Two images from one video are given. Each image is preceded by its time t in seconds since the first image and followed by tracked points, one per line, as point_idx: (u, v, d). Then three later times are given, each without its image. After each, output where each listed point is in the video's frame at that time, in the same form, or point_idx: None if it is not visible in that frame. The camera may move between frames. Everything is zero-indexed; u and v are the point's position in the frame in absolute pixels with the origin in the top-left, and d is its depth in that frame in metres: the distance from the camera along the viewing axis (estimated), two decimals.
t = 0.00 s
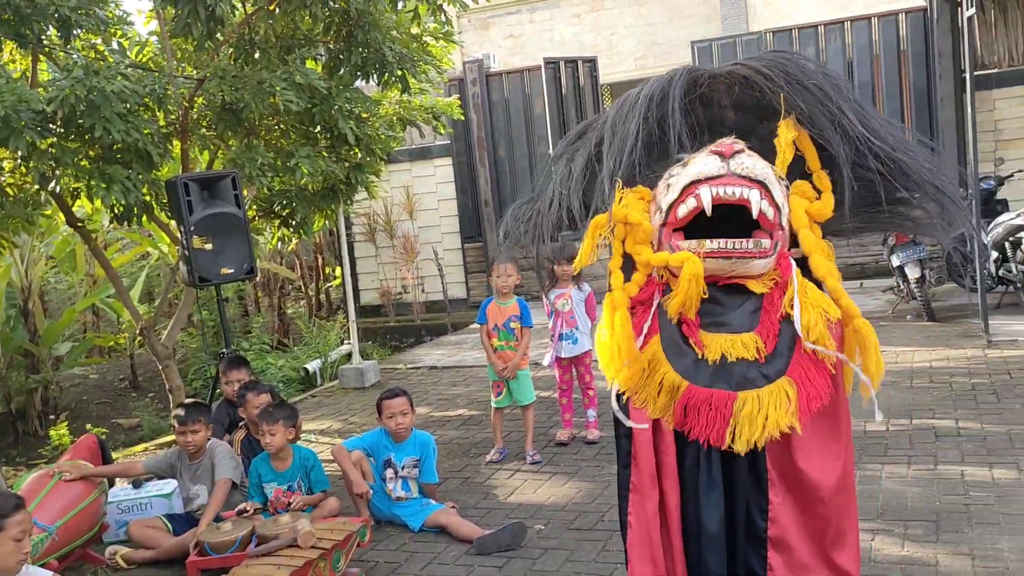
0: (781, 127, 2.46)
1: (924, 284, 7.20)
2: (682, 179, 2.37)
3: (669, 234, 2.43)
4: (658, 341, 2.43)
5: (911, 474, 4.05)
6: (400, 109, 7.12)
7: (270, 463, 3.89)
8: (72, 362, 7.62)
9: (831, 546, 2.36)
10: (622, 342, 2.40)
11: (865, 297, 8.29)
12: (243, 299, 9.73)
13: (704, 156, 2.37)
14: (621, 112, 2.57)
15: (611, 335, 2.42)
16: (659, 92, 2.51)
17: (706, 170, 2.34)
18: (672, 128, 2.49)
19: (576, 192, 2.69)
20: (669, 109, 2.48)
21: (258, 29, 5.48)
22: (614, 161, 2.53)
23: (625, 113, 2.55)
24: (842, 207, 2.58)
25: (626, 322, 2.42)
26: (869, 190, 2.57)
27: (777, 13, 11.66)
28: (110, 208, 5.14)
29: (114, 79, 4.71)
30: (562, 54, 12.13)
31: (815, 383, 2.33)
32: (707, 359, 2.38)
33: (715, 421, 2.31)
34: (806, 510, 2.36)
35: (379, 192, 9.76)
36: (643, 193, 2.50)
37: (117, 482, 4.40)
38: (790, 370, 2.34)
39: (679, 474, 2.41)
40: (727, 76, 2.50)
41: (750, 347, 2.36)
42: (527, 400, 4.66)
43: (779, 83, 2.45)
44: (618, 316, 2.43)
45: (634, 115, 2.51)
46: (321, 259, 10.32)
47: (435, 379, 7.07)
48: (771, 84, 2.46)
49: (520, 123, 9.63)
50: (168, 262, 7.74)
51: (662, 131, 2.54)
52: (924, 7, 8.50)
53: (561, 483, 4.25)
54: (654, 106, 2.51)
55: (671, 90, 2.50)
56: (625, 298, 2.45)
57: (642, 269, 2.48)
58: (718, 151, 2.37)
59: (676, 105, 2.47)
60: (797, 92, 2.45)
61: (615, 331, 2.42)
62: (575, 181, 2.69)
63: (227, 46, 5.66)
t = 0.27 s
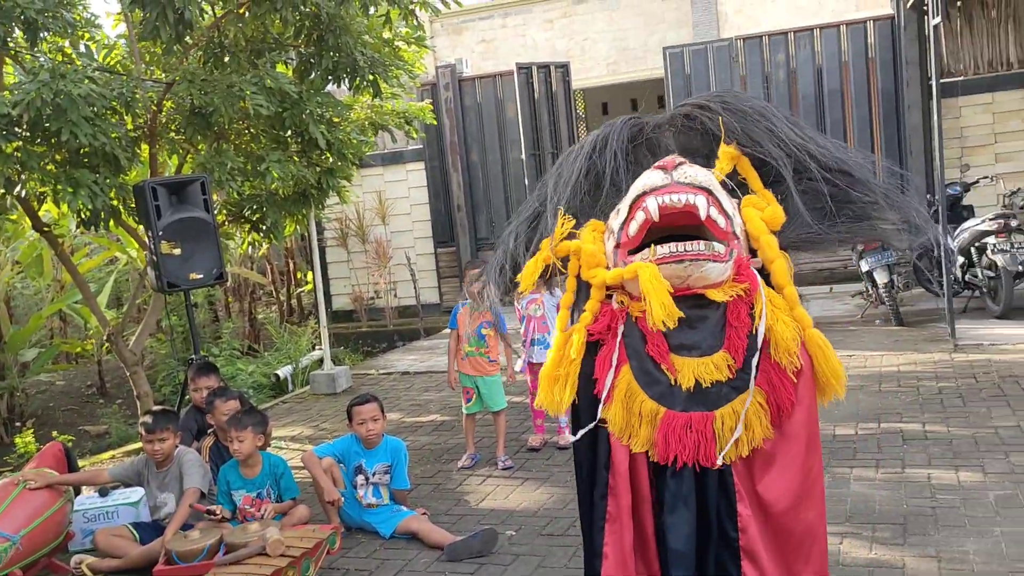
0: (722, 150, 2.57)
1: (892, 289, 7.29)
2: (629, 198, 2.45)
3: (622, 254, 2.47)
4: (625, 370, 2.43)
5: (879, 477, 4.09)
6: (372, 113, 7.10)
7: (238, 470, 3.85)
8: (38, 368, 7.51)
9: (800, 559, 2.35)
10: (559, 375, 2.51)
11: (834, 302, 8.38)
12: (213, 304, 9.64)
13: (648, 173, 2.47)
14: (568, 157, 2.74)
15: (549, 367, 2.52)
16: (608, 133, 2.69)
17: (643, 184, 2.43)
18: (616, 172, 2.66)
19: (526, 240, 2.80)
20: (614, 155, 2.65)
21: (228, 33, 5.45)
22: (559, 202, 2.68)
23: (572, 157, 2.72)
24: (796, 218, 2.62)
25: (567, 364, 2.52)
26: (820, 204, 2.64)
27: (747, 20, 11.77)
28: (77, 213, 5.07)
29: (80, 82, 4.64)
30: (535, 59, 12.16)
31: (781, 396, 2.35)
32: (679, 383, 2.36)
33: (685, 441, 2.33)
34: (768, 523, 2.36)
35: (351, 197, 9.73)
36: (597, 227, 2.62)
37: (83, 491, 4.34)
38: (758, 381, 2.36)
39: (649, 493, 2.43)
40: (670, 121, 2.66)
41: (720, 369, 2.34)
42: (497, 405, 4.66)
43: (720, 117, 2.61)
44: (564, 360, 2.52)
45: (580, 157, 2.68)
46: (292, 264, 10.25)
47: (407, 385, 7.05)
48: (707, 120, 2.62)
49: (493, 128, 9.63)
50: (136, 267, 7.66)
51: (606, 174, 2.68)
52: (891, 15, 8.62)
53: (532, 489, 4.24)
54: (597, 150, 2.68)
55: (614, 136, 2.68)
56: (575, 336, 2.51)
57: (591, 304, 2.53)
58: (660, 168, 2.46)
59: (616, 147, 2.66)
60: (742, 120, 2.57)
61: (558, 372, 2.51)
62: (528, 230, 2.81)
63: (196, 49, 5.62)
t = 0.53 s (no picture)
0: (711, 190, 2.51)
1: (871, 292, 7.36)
2: (631, 247, 2.34)
3: (620, 304, 2.35)
4: (628, 422, 2.30)
5: (857, 479, 4.13)
6: (353, 117, 7.10)
7: (218, 474, 3.85)
8: (14, 373, 7.44)
9: None
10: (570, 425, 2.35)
11: (813, 305, 8.44)
12: (193, 308, 9.59)
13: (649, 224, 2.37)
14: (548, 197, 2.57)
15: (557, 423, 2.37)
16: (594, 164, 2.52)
17: (647, 235, 2.34)
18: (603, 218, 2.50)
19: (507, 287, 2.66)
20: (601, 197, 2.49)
21: (208, 35, 5.44)
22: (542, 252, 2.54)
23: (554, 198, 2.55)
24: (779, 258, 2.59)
25: (577, 416, 2.35)
26: (807, 247, 2.58)
27: (727, 25, 11.85)
28: (54, 216, 5.03)
29: (58, 85, 4.61)
30: (516, 63, 12.18)
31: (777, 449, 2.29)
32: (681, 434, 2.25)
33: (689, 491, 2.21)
34: (761, 574, 2.32)
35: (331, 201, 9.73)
36: (590, 269, 2.44)
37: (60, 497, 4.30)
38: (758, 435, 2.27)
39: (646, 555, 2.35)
40: (657, 153, 2.52)
41: (721, 420, 2.24)
42: (478, 409, 4.68)
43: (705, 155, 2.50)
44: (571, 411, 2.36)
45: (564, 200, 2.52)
46: (272, 268, 10.21)
47: (389, 389, 7.03)
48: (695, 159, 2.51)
49: (474, 132, 9.64)
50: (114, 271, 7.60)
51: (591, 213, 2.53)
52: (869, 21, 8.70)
53: (513, 493, 4.25)
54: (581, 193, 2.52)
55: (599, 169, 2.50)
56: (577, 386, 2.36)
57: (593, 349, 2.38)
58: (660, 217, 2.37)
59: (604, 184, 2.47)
60: (727, 161, 2.49)
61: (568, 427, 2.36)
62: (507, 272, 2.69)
63: (175, 53, 5.61)
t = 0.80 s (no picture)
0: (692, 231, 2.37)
1: (853, 297, 7.42)
2: (649, 295, 2.12)
3: (630, 354, 2.16)
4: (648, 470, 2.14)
5: (839, 483, 4.16)
6: (336, 121, 7.08)
7: (200, 479, 3.81)
8: None
9: None
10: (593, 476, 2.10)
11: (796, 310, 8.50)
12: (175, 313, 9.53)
13: (659, 272, 2.17)
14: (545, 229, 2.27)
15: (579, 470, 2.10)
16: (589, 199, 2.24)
17: (653, 288, 2.12)
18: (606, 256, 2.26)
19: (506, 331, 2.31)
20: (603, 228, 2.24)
21: (192, 39, 5.43)
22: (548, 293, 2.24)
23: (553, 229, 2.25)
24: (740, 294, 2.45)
25: (604, 464, 2.09)
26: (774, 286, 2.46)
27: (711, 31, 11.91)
28: (35, 220, 4.99)
29: (40, 88, 4.58)
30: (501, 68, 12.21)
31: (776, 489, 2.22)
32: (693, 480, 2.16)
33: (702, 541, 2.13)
34: None
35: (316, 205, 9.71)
36: (591, 310, 2.21)
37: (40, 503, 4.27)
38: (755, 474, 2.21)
39: None
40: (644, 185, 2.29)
41: (720, 463, 2.17)
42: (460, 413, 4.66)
43: (696, 198, 2.32)
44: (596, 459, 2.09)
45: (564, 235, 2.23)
46: (256, 272, 10.16)
47: (372, 394, 7.01)
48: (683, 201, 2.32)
49: (459, 136, 9.65)
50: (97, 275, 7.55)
51: (592, 249, 2.29)
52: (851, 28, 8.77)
53: (497, 497, 4.25)
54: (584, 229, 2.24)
55: (593, 207, 2.24)
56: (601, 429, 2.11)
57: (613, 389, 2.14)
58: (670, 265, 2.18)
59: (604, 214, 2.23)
60: (719, 208, 2.35)
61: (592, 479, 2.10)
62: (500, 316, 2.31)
63: (158, 56, 5.59)
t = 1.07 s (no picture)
0: (652, 249, 1.88)
1: (839, 302, 7.46)
2: (679, 306, 1.76)
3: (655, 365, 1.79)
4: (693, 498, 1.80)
5: (825, 488, 4.18)
6: (324, 126, 7.08)
7: (186, 485, 3.80)
8: None
9: None
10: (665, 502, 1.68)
11: (782, 316, 8.54)
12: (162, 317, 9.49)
13: (680, 286, 1.79)
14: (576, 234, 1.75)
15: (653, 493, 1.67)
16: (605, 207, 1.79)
17: (681, 300, 1.77)
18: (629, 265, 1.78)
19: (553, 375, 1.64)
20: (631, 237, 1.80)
21: (179, 43, 5.43)
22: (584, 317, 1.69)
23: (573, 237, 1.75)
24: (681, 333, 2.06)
25: (678, 480, 1.71)
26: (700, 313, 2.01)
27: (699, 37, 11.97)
28: (20, 224, 4.95)
29: (25, 92, 4.57)
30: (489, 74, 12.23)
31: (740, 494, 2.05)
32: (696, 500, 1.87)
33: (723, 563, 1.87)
34: None
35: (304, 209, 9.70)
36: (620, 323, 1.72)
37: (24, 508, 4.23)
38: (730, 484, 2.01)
39: None
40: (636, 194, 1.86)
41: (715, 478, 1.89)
42: (447, 417, 4.66)
43: (674, 222, 1.91)
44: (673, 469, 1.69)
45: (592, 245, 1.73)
46: (243, 276, 10.13)
47: (359, 398, 6.99)
48: (672, 223, 1.90)
49: (447, 141, 9.66)
50: (82, 279, 7.52)
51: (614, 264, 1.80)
52: (837, 35, 8.84)
53: (484, 502, 4.25)
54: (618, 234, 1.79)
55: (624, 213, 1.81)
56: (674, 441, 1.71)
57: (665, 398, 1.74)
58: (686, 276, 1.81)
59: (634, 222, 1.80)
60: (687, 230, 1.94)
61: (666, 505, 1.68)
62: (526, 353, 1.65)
63: (145, 60, 5.58)
